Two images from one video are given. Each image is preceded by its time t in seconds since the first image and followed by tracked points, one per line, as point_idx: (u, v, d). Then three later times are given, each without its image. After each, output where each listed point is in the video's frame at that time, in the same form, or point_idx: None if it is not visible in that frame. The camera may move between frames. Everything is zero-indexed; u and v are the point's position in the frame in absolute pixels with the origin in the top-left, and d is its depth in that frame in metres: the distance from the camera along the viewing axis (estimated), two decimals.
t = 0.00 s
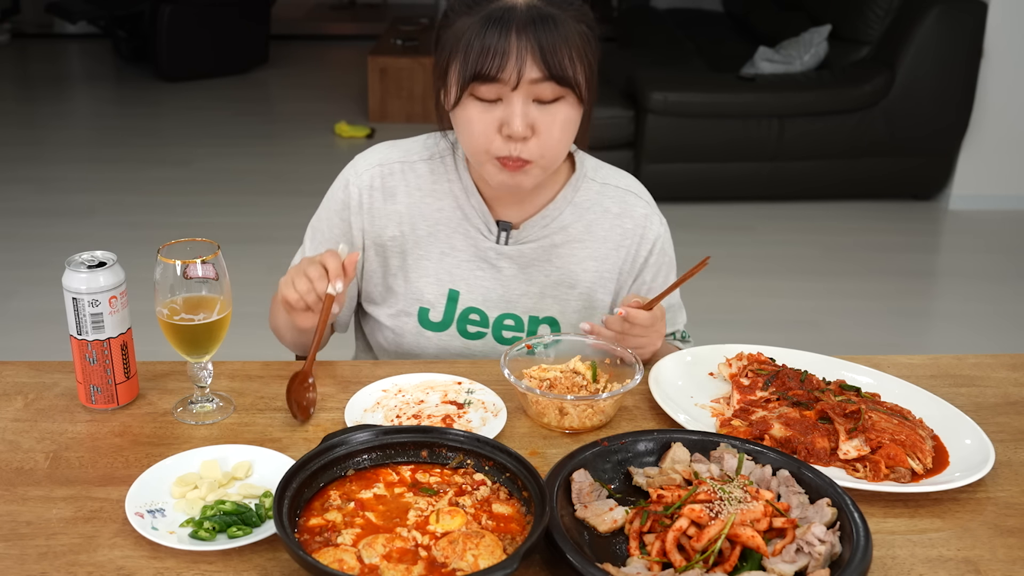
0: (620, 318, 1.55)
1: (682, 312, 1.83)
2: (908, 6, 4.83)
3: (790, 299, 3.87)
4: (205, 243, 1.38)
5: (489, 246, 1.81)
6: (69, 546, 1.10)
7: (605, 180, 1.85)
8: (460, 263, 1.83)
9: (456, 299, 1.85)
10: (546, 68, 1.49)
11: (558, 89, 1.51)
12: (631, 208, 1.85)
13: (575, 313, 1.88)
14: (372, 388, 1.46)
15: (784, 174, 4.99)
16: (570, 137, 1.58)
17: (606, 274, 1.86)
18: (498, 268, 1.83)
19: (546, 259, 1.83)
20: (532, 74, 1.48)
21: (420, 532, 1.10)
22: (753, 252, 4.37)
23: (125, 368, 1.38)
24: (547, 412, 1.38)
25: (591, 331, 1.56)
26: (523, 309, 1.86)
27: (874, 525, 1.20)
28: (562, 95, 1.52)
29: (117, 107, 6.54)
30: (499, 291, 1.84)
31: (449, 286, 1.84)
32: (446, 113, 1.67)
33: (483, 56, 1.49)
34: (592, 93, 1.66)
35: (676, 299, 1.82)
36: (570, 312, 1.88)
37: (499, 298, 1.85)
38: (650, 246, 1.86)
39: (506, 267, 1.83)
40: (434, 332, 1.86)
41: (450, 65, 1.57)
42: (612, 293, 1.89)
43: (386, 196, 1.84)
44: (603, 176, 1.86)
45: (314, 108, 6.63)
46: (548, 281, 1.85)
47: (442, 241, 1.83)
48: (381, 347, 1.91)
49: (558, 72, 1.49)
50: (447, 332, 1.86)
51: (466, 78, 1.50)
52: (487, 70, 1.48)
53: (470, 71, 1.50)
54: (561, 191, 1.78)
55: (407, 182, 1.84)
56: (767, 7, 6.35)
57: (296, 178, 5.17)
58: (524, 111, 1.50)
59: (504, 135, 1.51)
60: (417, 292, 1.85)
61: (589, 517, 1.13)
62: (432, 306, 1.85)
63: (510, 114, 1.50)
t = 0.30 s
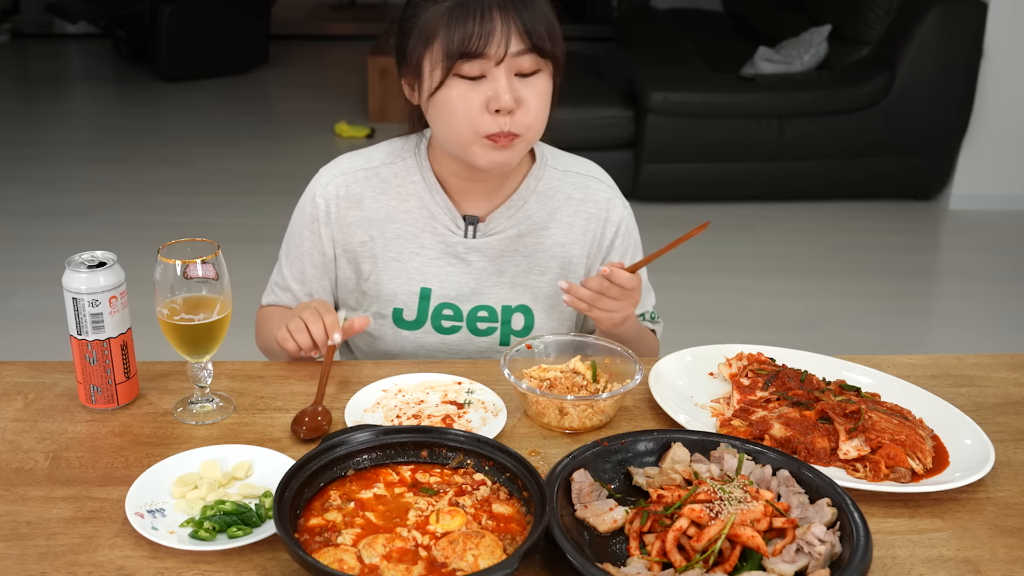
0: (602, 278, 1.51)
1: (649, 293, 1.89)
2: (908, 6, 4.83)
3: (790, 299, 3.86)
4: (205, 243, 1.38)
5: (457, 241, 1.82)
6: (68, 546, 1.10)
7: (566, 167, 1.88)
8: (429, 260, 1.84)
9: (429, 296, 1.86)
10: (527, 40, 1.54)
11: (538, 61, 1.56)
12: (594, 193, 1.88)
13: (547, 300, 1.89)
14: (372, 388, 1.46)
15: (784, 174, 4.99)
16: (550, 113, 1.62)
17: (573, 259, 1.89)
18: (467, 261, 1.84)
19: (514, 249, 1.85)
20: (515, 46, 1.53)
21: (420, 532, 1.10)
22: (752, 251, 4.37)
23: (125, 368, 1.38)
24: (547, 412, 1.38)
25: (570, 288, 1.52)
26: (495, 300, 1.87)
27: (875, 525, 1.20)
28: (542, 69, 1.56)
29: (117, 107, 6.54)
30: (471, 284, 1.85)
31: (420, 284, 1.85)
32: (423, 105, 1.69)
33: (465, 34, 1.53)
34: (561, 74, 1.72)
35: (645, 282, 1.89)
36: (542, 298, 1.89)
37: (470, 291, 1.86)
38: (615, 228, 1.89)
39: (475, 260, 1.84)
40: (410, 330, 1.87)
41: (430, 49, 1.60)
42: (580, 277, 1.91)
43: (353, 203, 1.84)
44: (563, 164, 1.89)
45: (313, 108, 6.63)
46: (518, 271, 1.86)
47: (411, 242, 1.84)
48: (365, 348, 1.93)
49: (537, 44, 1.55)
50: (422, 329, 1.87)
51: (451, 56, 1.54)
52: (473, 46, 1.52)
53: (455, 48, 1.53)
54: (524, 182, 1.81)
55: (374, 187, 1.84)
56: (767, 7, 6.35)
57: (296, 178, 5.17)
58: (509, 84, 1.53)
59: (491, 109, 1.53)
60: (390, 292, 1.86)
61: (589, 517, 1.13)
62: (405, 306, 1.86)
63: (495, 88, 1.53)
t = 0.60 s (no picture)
0: (589, 268, 1.50)
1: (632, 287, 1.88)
2: (908, 6, 4.83)
3: (791, 299, 3.86)
4: (205, 243, 1.38)
5: (437, 241, 1.82)
6: (69, 547, 1.10)
7: (545, 164, 1.88)
8: (411, 261, 1.84)
9: (411, 296, 1.86)
10: (498, 37, 1.54)
11: (510, 58, 1.56)
12: (573, 189, 1.88)
13: (529, 297, 1.89)
14: (372, 387, 1.46)
15: (785, 174, 4.98)
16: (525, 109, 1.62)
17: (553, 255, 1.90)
18: (448, 260, 1.84)
19: (495, 246, 1.85)
20: (486, 44, 1.53)
21: (420, 532, 1.10)
22: (752, 251, 4.37)
23: (125, 368, 1.38)
24: (547, 412, 1.38)
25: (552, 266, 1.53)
26: (477, 298, 1.87)
27: (875, 525, 1.20)
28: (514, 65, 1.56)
29: (117, 107, 6.54)
30: (453, 282, 1.85)
31: (402, 284, 1.86)
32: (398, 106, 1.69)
33: (436, 33, 1.54)
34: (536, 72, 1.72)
35: (627, 276, 1.88)
36: (524, 295, 1.89)
37: (453, 289, 1.86)
38: (594, 223, 1.90)
39: (456, 259, 1.84)
40: (394, 331, 1.88)
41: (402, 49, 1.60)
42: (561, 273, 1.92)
43: (334, 206, 1.84)
44: (542, 161, 1.89)
45: (313, 108, 6.63)
46: (499, 269, 1.87)
47: (392, 243, 1.84)
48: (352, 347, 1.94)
49: (509, 40, 1.55)
50: (405, 330, 1.87)
51: (424, 56, 1.54)
52: (445, 45, 1.52)
53: (428, 47, 1.54)
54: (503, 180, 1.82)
55: (355, 189, 1.84)
56: (766, 7, 6.35)
57: (296, 178, 5.17)
58: (482, 81, 1.53)
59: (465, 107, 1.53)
60: (373, 293, 1.87)
61: (589, 517, 1.13)
62: (388, 307, 1.87)
63: (468, 86, 1.53)
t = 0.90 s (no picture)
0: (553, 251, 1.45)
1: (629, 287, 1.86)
2: (908, 6, 4.82)
3: (790, 299, 3.86)
4: (204, 243, 1.38)
5: (435, 235, 1.83)
6: (69, 547, 1.10)
7: (543, 160, 1.88)
8: (408, 255, 1.85)
9: (410, 286, 1.85)
10: (497, 46, 1.53)
11: (509, 65, 1.55)
12: (570, 184, 1.88)
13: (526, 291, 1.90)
14: (372, 387, 1.46)
15: (785, 174, 4.98)
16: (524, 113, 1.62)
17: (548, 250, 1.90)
18: (445, 254, 1.85)
19: (492, 240, 1.85)
20: (485, 52, 1.52)
21: (420, 532, 1.10)
22: (752, 251, 4.37)
23: (125, 368, 1.38)
24: (547, 412, 1.38)
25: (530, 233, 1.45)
26: (476, 292, 1.87)
27: (875, 525, 1.20)
28: (514, 72, 1.56)
29: (117, 107, 6.54)
30: (450, 275, 1.86)
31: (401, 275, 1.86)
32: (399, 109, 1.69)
33: (436, 42, 1.53)
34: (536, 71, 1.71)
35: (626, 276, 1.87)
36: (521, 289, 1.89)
37: (451, 283, 1.86)
38: (592, 219, 1.90)
39: (453, 253, 1.85)
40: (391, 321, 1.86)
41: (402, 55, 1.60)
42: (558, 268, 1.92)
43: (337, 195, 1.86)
44: (540, 157, 1.89)
45: (313, 108, 6.63)
46: (497, 263, 1.86)
47: (389, 237, 1.85)
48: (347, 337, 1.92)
49: (508, 48, 1.54)
50: (404, 318, 1.86)
51: (423, 64, 1.54)
52: (445, 54, 1.52)
53: (428, 56, 1.53)
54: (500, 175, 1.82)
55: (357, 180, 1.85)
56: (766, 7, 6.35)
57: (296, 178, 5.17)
58: (481, 89, 1.53)
59: (464, 115, 1.53)
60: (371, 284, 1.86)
61: (589, 517, 1.13)
62: (387, 296, 1.85)
63: (467, 94, 1.53)
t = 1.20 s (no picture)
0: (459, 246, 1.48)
1: (626, 291, 1.84)
2: (908, 6, 4.82)
3: (790, 299, 3.86)
4: (204, 243, 1.38)
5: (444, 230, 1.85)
6: (69, 546, 1.10)
7: (552, 161, 1.89)
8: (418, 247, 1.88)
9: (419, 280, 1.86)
10: (526, 38, 1.54)
11: (535, 59, 1.56)
12: (575, 186, 1.88)
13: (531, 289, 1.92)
14: (372, 387, 1.46)
15: (785, 174, 4.98)
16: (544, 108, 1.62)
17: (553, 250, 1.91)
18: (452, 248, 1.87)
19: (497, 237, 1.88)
20: (514, 43, 1.53)
21: (420, 532, 1.10)
22: (753, 251, 4.37)
23: (124, 368, 1.38)
24: (547, 412, 1.38)
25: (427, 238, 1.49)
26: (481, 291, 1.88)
27: (875, 525, 1.20)
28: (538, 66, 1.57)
29: (117, 108, 6.54)
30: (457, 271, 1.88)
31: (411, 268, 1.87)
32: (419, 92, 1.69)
33: (466, 27, 1.53)
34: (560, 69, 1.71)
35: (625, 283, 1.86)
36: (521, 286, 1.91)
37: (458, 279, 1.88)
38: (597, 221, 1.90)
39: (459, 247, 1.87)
40: (400, 316, 1.88)
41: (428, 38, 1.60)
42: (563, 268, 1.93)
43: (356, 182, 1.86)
44: (549, 158, 1.89)
45: (313, 108, 6.63)
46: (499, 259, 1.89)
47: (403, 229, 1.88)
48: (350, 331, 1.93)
49: (537, 41, 1.54)
50: (413, 314, 1.88)
51: (450, 48, 1.54)
52: (473, 39, 1.52)
53: (456, 40, 1.54)
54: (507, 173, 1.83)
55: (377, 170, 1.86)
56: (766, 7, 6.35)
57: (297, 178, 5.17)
58: (505, 79, 1.53)
59: (485, 103, 1.54)
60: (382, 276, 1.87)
61: (589, 517, 1.13)
62: (397, 291, 1.86)
63: (490, 83, 1.53)
